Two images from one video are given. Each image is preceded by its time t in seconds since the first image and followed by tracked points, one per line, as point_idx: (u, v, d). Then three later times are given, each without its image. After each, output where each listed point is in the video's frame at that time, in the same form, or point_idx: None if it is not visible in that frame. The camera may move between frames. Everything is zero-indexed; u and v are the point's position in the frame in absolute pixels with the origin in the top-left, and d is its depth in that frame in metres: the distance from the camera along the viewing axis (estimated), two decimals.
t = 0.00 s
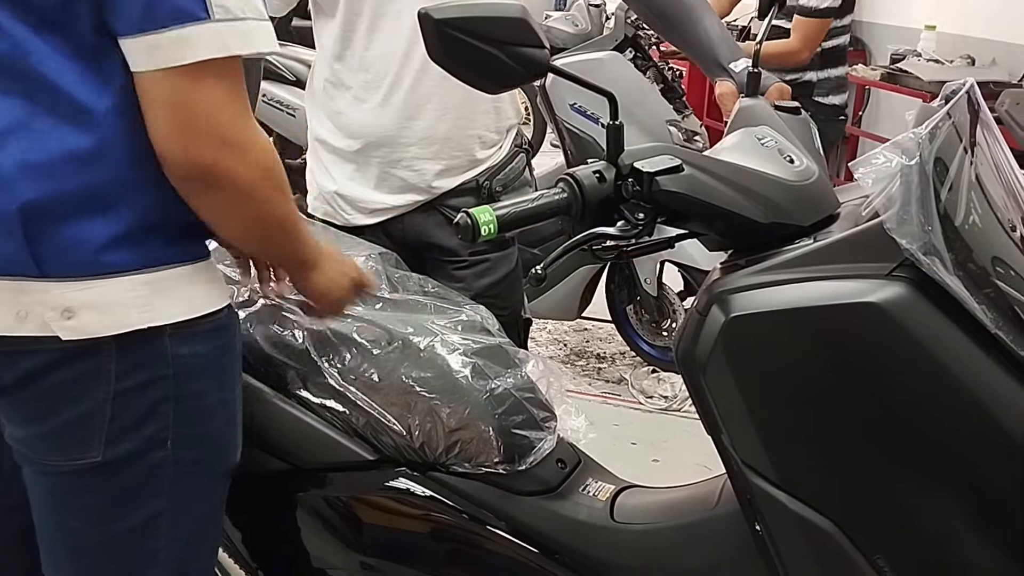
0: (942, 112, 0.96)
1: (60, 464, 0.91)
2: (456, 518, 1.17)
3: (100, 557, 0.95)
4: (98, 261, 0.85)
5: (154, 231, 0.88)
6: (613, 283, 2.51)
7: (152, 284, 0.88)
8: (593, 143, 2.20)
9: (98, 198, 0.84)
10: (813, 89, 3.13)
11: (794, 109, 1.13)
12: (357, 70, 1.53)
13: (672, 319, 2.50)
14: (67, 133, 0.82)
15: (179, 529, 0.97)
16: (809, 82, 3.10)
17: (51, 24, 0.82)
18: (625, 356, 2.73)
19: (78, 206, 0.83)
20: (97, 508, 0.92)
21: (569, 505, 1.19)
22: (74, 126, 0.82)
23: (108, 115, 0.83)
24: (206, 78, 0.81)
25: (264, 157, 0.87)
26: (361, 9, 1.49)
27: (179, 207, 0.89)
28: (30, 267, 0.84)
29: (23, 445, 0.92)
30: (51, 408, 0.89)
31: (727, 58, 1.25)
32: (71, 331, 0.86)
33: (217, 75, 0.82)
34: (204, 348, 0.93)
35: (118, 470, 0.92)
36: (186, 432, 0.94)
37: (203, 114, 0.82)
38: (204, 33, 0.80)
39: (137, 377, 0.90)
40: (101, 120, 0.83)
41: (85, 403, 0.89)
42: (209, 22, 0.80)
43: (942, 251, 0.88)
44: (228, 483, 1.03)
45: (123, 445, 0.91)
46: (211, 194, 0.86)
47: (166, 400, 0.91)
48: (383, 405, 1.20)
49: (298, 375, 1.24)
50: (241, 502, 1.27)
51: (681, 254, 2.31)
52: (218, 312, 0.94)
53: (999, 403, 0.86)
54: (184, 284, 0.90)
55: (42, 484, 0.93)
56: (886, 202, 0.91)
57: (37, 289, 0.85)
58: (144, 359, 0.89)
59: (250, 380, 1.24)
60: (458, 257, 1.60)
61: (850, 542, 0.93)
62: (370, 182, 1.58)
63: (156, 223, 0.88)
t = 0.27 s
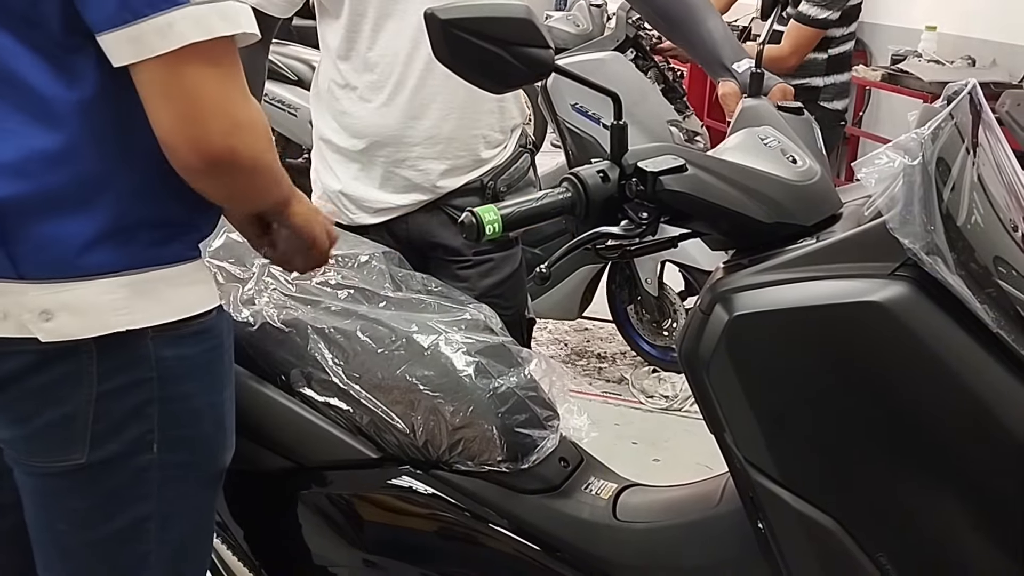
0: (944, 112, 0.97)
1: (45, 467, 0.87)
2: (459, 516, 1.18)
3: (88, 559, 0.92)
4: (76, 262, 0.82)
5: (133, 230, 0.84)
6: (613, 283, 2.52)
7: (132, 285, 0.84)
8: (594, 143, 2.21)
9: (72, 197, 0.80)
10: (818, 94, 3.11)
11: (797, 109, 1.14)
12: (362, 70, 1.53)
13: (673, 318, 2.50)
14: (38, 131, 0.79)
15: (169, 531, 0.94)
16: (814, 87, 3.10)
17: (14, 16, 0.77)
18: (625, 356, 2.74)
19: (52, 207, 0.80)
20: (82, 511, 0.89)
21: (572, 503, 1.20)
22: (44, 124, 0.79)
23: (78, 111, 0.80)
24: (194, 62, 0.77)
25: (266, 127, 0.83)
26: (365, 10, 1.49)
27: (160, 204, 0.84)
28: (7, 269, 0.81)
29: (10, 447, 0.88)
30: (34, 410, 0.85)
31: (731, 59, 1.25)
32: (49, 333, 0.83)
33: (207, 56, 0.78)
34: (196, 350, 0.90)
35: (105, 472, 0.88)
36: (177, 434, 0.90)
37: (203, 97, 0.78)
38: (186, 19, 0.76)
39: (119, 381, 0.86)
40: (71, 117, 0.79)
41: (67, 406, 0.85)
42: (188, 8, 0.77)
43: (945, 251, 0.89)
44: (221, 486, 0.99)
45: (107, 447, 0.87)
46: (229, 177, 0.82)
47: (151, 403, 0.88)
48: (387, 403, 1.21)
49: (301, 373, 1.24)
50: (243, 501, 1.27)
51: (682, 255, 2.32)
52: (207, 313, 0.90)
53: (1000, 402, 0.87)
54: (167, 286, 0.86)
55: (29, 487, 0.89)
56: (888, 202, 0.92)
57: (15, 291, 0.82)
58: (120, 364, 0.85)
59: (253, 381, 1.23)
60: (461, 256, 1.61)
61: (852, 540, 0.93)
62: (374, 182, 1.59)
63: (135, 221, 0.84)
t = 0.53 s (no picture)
0: (947, 110, 0.97)
1: (44, 464, 0.84)
2: (462, 512, 1.18)
3: (90, 558, 0.88)
4: (74, 260, 0.78)
5: (132, 227, 0.80)
6: (613, 282, 2.52)
7: (132, 282, 0.80)
8: (595, 142, 2.22)
9: (67, 193, 0.76)
10: (823, 99, 3.13)
11: (799, 107, 1.14)
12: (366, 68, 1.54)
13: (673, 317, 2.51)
14: (33, 122, 0.74)
15: (170, 527, 0.90)
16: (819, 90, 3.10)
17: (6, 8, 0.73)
18: (625, 355, 2.74)
19: (49, 203, 0.75)
20: (81, 509, 0.85)
21: (574, 499, 1.20)
22: (36, 118, 0.74)
23: (70, 105, 0.75)
24: (178, 57, 0.72)
25: (282, 96, 0.77)
26: (369, 8, 1.51)
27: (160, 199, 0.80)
28: (5, 265, 0.77)
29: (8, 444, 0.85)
30: (34, 405, 0.82)
31: (733, 57, 1.25)
32: (50, 329, 0.79)
33: (201, 53, 0.72)
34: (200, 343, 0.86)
35: (107, 469, 0.84)
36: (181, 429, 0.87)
37: (202, 93, 0.73)
38: (170, 20, 0.70)
39: (119, 376, 0.82)
40: (62, 110, 0.75)
41: (66, 402, 0.81)
42: (172, 7, 0.70)
43: (948, 248, 0.89)
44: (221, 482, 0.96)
45: (109, 442, 0.83)
46: (262, 156, 0.77)
47: (150, 398, 0.84)
48: (389, 398, 1.21)
49: (305, 369, 1.24)
50: (246, 497, 1.26)
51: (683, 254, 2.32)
52: (210, 308, 0.87)
53: (1002, 399, 0.87)
54: (167, 283, 0.83)
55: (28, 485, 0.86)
56: (892, 199, 0.93)
57: (14, 288, 0.78)
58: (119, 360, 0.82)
59: (256, 378, 1.22)
60: (464, 253, 1.61)
61: (854, 535, 0.93)
62: (378, 179, 1.61)
63: (135, 217, 0.80)
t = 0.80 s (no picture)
0: (951, 111, 0.97)
1: (57, 460, 0.83)
2: (464, 509, 1.19)
3: (98, 555, 0.87)
4: (93, 257, 0.78)
5: (149, 225, 0.80)
6: (615, 281, 2.53)
7: (148, 279, 0.81)
8: (598, 142, 2.22)
9: (88, 190, 0.76)
10: (832, 101, 3.12)
11: (803, 108, 1.15)
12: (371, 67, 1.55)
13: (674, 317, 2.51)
14: (57, 120, 0.75)
15: (179, 523, 0.90)
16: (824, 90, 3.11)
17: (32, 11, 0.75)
18: (626, 355, 2.75)
19: (70, 200, 0.76)
20: (89, 505, 0.85)
21: (577, 497, 1.20)
22: (61, 117, 0.75)
23: (94, 104, 0.76)
24: (227, 51, 0.75)
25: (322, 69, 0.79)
26: (376, 7, 1.51)
27: (176, 198, 0.81)
28: (24, 262, 0.77)
29: (20, 440, 0.85)
30: (48, 403, 0.82)
31: (738, 58, 1.26)
32: (68, 326, 0.79)
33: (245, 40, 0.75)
34: (207, 341, 0.86)
35: (120, 465, 0.84)
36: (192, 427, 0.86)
37: (255, 80, 0.76)
38: (217, 15, 0.73)
39: (134, 372, 0.82)
40: (86, 109, 0.75)
41: (81, 398, 0.81)
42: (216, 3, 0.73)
43: (952, 249, 0.90)
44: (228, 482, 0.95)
45: (122, 438, 0.83)
46: (314, 130, 0.80)
47: (165, 394, 0.84)
48: (394, 396, 1.22)
49: (310, 367, 1.24)
50: (250, 495, 1.27)
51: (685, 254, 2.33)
52: (219, 305, 0.87)
53: (1005, 399, 0.88)
54: (181, 281, 0.83)
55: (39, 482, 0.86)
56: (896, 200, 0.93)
57: (31, 285, 0.78)
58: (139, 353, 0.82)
59: (262, 376, 1.23)
60: (467, 253, 1.61)
61: (857, 534, 0.94)
62: (382, 179, 1.61)
63: (152, 216, 0.80)
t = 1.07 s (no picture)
0: (955, 114, 0.98)
1: (81, 455, 0.83)
2: (465, 507, 1.19)
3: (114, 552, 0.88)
4: (126, 252, 0.79)
5: (178, 221, 0.81)
6: (616, 282, 2.53)
7: (178, 274, 0.82)
8: (600, 142, 2.22)
9: (124, 187, 0.77)
10: (836, 102, 3.13)
11: (806, 109, 1.15)
12: (373, 65, 1.56)
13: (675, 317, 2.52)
14: (93, 116, 0.75)
15: (195, 520, 0.90)
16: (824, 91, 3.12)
17: (68, 9, 0.74)
18: (626, 355, 2.75)
19: (105, 196, 0.76)
20: (104, 501, 0.85)
21: (579, 497, 1.21)
22: (95, 112, 0.75)
23: (127, 101, 0.76)
24: (197, 61, 0.69)
25: (284, 131, 0.73)
26: (379, 5, 1.52)
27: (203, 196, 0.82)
28: (57, 255, 0.77)
29: (40, 435, 0.84)
30: (71, 398, 0.82)
31: (741, 59, 1.25)
32: (96, 320, 0.79)
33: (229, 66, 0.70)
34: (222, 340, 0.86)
35: (142, 459, 0.85)
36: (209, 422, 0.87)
37: (206, 99, 0.69)
38: (196, 24, 0.68)
39: (157, 368, 0.83)
40: (120, 107, 0.76)
41: (105, 393, 0.82)
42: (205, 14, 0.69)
43: (954, 251, 0.90)
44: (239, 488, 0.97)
45: (144, 434, 0.84)
46: (241, 179, 0.72)
47: (187, 389, 0.85)
48: (396, 394, 1.22)
49: (313, 364, 1.25)
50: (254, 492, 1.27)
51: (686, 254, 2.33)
52: (239, 303, 0.88)
53: (1006, 400, 0.88)
54: (208, 276, 0.84)
55: (54, 478, 0.86)
56: (899, 202, 0.93)
57: (62, 279, 0.78)
58: (163, 349, 0.83)
59: (267, 374, 1.23)
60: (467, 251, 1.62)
61: (857, 533, 0.94)
62: (384, 178, 1.61)
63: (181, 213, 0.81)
